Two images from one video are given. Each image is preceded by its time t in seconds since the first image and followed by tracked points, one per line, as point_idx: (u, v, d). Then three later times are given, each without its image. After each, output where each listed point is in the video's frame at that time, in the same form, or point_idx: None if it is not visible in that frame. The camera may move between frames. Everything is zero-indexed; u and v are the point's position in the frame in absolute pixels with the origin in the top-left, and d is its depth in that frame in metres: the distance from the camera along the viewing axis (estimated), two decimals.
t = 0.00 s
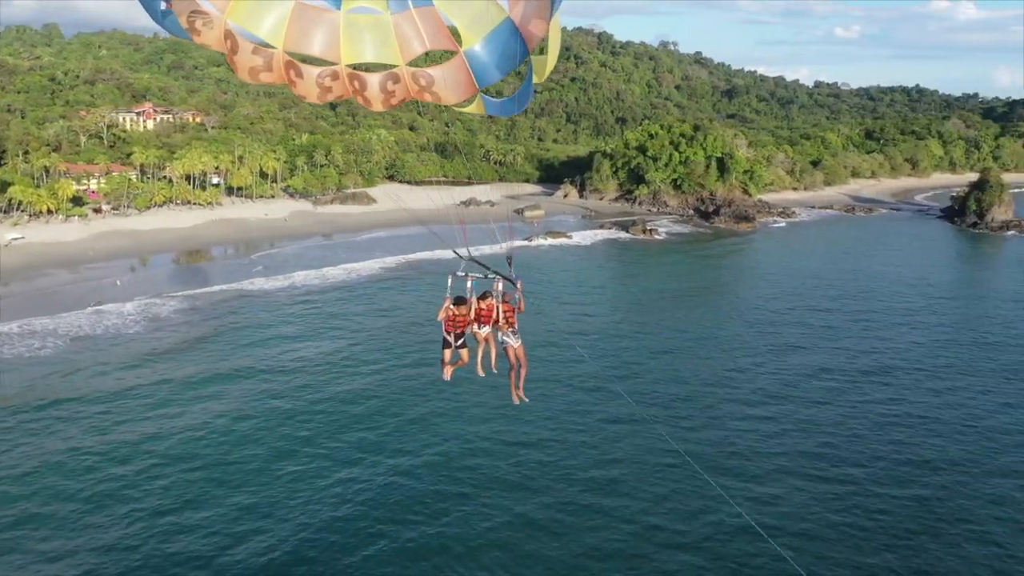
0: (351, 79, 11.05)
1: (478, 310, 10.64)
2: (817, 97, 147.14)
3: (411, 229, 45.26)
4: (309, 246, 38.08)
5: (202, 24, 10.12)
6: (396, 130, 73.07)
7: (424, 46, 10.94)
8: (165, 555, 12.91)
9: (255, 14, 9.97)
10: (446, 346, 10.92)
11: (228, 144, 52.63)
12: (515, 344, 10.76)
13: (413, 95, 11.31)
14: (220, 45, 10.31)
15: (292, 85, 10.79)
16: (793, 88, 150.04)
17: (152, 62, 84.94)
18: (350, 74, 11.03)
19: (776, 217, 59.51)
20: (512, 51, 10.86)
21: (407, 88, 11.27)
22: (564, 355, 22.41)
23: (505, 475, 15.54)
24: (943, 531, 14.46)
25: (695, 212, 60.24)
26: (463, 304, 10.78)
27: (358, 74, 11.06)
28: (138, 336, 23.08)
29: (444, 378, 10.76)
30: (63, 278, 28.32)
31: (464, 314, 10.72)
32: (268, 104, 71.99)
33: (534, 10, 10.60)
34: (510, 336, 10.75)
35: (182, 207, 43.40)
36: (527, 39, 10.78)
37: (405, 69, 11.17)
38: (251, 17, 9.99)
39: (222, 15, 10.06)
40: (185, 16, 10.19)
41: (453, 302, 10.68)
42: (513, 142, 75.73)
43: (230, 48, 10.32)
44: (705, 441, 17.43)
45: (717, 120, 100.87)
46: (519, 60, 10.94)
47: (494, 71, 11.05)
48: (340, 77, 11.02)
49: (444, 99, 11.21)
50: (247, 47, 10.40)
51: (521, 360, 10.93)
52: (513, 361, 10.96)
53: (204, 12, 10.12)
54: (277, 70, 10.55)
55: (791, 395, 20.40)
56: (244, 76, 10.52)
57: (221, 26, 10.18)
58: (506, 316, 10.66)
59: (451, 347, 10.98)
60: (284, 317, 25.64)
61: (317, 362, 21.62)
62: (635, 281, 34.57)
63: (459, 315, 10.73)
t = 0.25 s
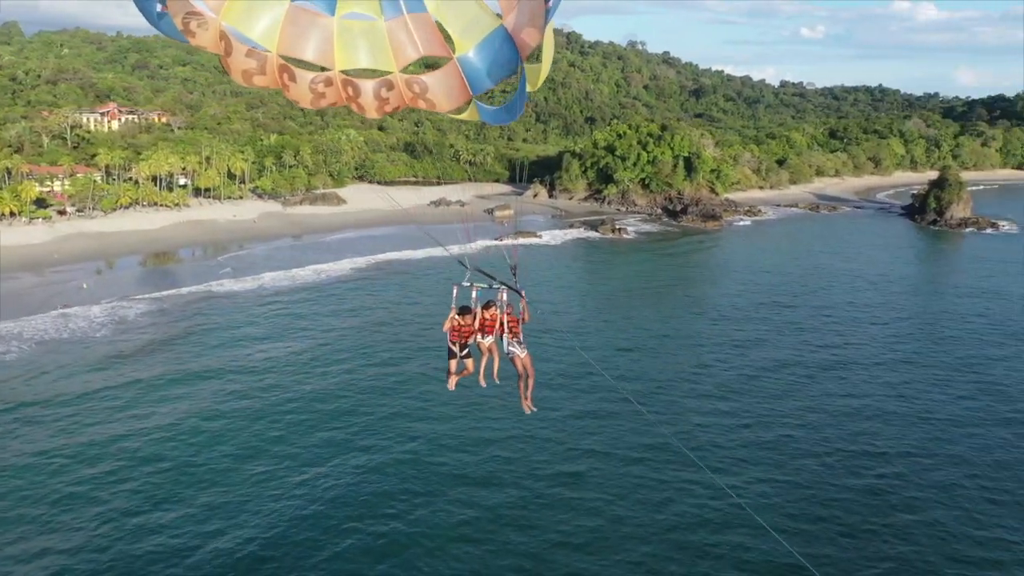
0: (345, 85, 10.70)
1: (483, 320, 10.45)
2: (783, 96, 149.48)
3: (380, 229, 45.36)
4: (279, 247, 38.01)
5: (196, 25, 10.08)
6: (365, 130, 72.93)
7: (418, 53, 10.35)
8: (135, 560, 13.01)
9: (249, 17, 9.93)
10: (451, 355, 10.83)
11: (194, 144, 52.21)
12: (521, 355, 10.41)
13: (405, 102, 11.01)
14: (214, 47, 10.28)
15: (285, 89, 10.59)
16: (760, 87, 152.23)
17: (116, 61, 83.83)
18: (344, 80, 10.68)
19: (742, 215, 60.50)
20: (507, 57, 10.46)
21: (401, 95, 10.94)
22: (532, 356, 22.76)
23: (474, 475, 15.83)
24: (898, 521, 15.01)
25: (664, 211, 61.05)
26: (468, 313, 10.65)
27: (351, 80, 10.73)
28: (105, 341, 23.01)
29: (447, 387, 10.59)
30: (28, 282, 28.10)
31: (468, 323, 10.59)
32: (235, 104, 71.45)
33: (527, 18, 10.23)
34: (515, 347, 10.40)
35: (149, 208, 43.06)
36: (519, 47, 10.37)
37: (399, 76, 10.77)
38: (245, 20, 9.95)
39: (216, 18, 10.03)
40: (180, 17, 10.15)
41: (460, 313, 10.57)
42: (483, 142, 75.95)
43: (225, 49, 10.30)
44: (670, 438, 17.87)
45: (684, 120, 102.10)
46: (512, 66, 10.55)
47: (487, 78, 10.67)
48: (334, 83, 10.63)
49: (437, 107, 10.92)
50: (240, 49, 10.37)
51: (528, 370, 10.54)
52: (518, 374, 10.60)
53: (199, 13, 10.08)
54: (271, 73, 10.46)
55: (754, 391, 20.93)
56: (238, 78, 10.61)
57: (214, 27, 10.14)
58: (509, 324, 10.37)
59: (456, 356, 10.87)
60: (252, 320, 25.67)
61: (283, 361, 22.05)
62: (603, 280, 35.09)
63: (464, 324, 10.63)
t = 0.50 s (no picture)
0: (352, 91, 11.23)
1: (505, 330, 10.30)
2: (763, 96, 150.89)
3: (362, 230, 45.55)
4: (260, 249, 38.11)
5: (207, 29, 10.39)
6: (346, 131, 73.01)
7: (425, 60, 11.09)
8: (123, 559, 13.39)
9: (258, 24, 10.31)
10: (471, 370, 10.54)
11: (175, 146, 52.10)
12: (542, 366, 10.29)
13: (413, 108, 11.60)
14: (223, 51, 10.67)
15: (293, 93, 11.13)
16: (740, 87, 153.49)
17: (95, 60, 83.32)
18: (352, 85, 11.19)
19: (721, 215, 61.23)
20: (513, 65, 11.06)
21: (408, 100, 11.51)
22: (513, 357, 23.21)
23: (455, 472, 16.26)
24: (864, 512, 15.61)
25: (644, 211, 61.69)
26: (489, 326, 10.49)
27: (358, 85, 11.22)
28: (89, 341, 23.27)
29: (467, 399, 10.34)
30: (8, 285, 28.07)
31: (489, 336, 10.41)
32: (215, 105, 71.30)
33: (535, 25, 10.60)
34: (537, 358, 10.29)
35: (129, 210, 42.94)
36: (527, 54, 10.88)
37: (406, 81, 11.41)
38: (253, 25, 10.30)
39: (224, 20, 10.29)
40: (190, 21, 10.36)
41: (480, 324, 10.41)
42: (465, 143, 76.25)
43: (235, 54, 10.77)
44: (646, 435, 18.38)
45: (665, 120, 102.98)
46: (519, 74, 11.13)
47: (494, 84, 11.31)
48: (342, 88, 11.17)
49: (444, 112, 11.50)
50: (249, 54, 10.88)
51: (547, 384, 10.43)
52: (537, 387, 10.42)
53: (208, 17, 10.28)
54: (279, 77, 11.00)
55: (730, 388, 21.49)
56: (246, 82, 11.11)
57: (224, 32, 10.49)
58: (531, 337, 10.28)
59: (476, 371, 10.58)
60: (235, 320, 26.00)
61: (264, 360, 22.45)
62: (583, 279, 35.64)
63: (485, 336, 10.44)
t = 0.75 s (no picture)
0: (365, 92, 10.83)
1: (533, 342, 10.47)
2: (745, 96, 152.21)
3: (346, 231, 45.77)
4: (244, 250, 38.23)
5: (221, 33, 10.32)
6: (330, 131, 73.04)
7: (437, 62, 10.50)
8: (110, 563, 13.52)
9: (272, 25, 9.95)
10: (495, 377, 10.70)
11: (157, 146, 52.02)
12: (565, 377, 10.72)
13: (424, 111, 10.91)
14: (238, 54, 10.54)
15: (308, 95, 10.82)
16: (722, 88, 154.69)
17: (75, 60, 82.85)
18: (365, 86, 10.82)
19: (703, 215, 61.85)
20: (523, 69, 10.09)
21: (419, 103, 10.86)
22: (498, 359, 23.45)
23: (440, 475, 16.45)
24: (842, 510, 15.95)
25: (627, 211, 62.23)
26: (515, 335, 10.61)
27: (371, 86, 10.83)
28: (72, 342, 23.37)
29: (493, 410, 10.69)
30: None
31: (516, 346, 10.54)
32: (197, 105, 71.12)
33: (547, 30, 10.17)
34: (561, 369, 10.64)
35: (112, 212, 42.93)
36: (539, 60, 10.28)
37: (418, 83, 10.77)
38: (266, 27, 9.97)
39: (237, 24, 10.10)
40: (205, 24, 10.34)
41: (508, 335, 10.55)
42: (448, 142, 76.47)
43: (248, 57, 10.64)
44: (628, 436, 18.66)
45: (648, 120, 103.72)
46: (532, 81, 10.13)
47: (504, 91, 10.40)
48: (355, 90, 10.86)
49: (452, 117, 10.72)
50: (263, 57, 10.71)
51: (565, 394, 10.90)
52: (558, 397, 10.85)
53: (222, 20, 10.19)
54: (293, 80, 10.76)
55: (711, 388, 21.83)
56: (262, 84, 10.90)
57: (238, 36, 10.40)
58: (555, 347, 10.49)
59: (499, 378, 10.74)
60: (218, 320, 26.17)
61: (249, 362, 22.56)
62: (566, 279, 36.05)
63: (511, 346, 10.57)
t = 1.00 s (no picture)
0: (376, 95, 10.93)
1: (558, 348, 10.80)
2: (725, 96, 153.69)
3: (327, 231, 45.92)
4: (225, 251, 38.27)
5: (238, 34, 10.21)
6: (311, 131, 73.01)
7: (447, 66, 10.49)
8: (91, 563, 13.78)
9: (287, 26, 10.02)
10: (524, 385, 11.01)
11: (136, 147, 51.85)
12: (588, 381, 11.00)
13: (436, 116, 10.97)
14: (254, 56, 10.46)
15: (320, 97, 10.91)
16: (702, 87, 155.87)
17: (52, 59, 82.20)
18: (376, 90, 10.87)
19: (683, 215, 62.49)
20: (535, 75, 10.17)
21: (430, 107, 10.93)
22: (478, 360, 23.85)
23: (420, 476, 16.84)
24: (809, 506, 16.49)
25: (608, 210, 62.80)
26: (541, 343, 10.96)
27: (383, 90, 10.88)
28: (51, 343, 23.49)
29: (517, 416, 10.89)
30: None
31: (542, 352, 10.88)
32: (176, 105, 70.82)
33: (559, 36, 10.33)
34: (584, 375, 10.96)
35: (91, 213, 42.81)
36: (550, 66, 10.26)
37: (429, 88, 10.81)
38: (282, 29, 10.03)
39: (253, 26, 10.10)
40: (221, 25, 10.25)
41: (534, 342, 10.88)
42: (430, 142, 76.68)
43: (264, 59, 10.50)
44: (603, 435, 19.10)
45: (629, 120, 104.49)
46: (543, 86, 10.21)
47: (514, 96, 10.50)
48: (365, 93, 10.90)
49: (463, 121, 10.80)
50: (278, 59, 10.57)
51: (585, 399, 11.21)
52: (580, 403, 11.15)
53: (239, 24, 10.16)
54: (306, 83, 10.72)
55: (687, 388, 22.35)
56: (274, 87, 10.80)
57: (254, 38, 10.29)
58: (579, 352, 10.87)
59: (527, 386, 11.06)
60: (197, 320, 26.38)
61: (228, 363, 22.80)
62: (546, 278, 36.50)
63: (538, 353, 10.91)
